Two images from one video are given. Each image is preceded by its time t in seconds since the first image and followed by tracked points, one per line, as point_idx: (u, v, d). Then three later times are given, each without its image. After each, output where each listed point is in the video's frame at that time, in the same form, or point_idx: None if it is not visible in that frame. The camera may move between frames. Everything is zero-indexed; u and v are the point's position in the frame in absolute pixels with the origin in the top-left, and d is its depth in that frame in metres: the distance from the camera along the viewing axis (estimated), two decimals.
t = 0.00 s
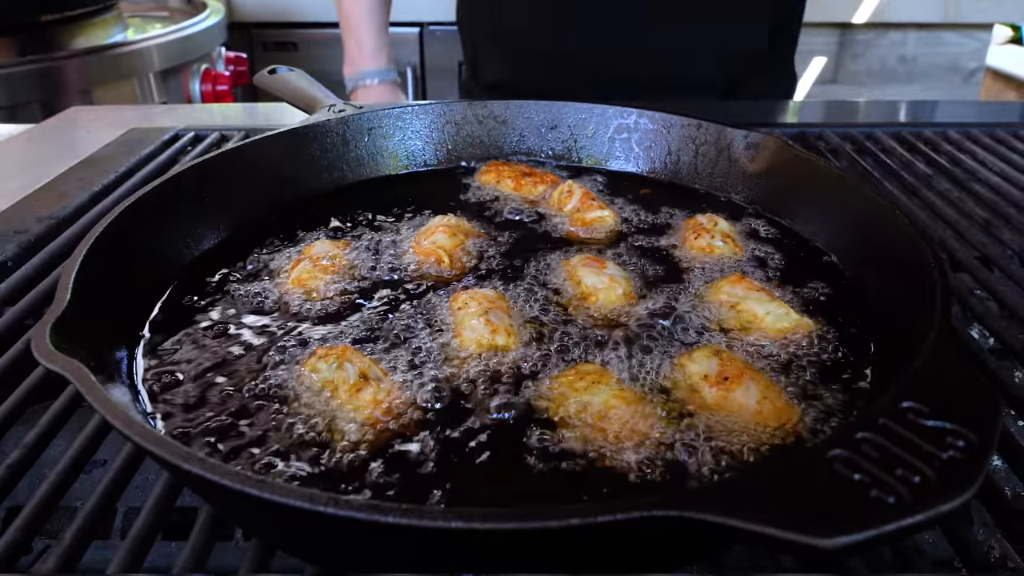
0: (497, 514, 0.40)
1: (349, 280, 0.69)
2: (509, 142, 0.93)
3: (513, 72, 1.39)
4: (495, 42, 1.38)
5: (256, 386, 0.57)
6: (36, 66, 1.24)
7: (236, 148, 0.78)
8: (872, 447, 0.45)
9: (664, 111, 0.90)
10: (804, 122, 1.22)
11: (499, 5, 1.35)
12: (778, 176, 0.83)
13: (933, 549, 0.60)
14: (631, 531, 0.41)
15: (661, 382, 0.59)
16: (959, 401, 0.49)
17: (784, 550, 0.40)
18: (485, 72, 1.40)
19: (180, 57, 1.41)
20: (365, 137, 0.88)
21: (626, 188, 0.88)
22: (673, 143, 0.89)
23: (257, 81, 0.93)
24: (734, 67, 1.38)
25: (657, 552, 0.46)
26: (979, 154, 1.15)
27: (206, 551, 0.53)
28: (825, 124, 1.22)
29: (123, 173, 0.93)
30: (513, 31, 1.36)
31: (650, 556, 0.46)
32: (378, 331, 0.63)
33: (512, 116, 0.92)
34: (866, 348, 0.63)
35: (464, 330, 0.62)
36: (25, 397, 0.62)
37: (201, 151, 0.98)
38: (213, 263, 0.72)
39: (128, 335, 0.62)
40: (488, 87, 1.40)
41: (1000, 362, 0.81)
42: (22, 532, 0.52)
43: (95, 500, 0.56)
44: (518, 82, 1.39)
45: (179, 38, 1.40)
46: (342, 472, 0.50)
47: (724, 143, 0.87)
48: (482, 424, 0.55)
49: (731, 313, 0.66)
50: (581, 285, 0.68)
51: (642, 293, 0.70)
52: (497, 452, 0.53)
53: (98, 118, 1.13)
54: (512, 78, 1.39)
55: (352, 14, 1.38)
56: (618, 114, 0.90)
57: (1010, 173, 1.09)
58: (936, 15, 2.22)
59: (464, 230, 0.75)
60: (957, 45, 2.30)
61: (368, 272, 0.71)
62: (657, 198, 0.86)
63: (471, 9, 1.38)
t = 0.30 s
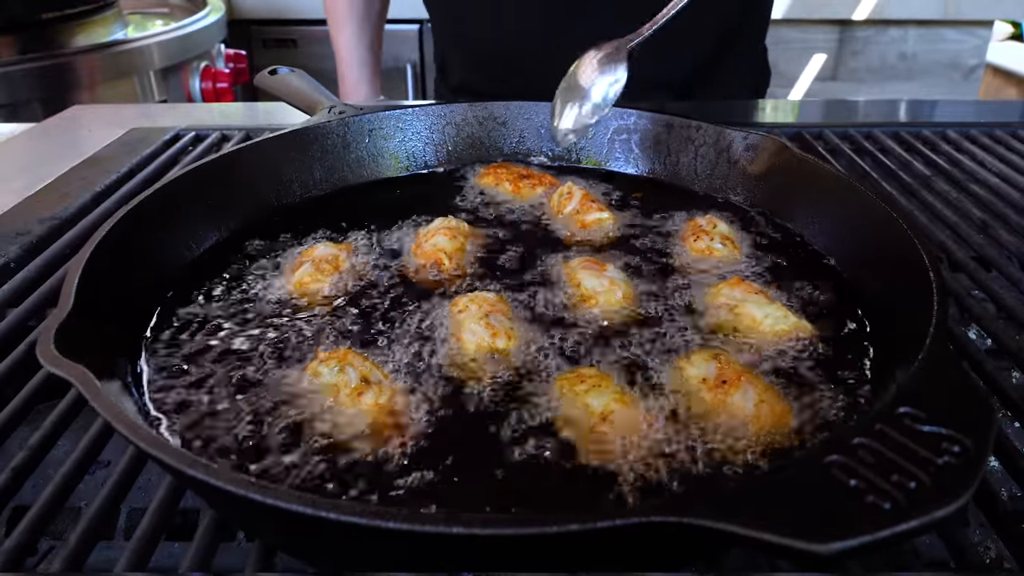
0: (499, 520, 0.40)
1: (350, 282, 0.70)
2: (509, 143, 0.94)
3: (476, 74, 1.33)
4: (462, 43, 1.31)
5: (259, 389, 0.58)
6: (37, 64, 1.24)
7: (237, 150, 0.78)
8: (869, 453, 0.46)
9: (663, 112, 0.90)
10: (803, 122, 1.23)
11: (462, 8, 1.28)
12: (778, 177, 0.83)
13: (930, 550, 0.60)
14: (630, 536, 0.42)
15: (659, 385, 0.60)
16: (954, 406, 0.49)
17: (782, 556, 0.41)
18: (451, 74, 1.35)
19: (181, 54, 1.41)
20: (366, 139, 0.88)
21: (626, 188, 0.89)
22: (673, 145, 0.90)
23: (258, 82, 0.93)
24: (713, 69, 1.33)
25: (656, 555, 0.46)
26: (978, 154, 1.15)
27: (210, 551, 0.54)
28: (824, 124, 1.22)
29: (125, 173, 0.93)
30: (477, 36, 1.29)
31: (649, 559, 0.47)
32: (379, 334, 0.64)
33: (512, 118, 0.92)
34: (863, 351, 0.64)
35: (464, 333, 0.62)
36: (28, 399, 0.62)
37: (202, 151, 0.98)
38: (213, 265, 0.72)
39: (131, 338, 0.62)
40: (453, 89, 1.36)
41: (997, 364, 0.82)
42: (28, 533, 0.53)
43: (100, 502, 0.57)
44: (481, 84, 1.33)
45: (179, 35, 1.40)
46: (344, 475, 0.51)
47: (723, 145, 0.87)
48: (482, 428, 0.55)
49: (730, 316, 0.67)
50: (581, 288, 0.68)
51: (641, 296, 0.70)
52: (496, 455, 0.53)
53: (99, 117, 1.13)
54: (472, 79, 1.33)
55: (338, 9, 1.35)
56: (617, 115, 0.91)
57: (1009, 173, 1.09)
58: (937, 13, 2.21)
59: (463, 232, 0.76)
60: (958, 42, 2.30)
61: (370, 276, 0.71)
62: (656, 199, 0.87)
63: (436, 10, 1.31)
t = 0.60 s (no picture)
0: (499, 525, 0.41)
1: (351, 285, 0.70)
2: (510, 145, 0.94)
3: (466, 73, 1.32)
4: (456, 44, 1.30)
5: (262, 392, 0.58)
6: (38, 63, 1.25)
7: (241, 152, 0.79)
8: (863, 458, 0.47)
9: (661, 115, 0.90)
10: (802, 122, 1.23)
11: (455, 8, 1.28)
12: (775, 180, 0.84)
13: (925, 552, 0.61)
14: (627, 541, 0.42)
15: (658, 388, 0.60)
16: (948, 412, 0.50)
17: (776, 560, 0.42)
18: (442, 71, 1.35)
19: (182, 53, 1.42)
20: (367, 141, 0.88)
21: (625, 190, 0.89)
22: (672, 147, 0.90)
23: (259, 83, 0.93)
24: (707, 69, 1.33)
25: (653, 557, 0.47)
26: (976, 155, 1.16)
27: (215, 551, 0.54)
28: (822, 125, 1.23)
29: (127, 174, 0.94)
30: (469, 36, 1.29)
31: (646, 560, 0.47)
32: (382, 338, 0.65)
33: (512, 120, 0.92)
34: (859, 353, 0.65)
35: (465, 337, 0.63)
36: (34, 401, 0.63)
37: (204, 151, 0.98)
38: (216, 267, 0.73)
39: (135, 341, 0.63)
40: (443, 87, 1.35)
41: (993, 366, 0.82)
42: (36, 535, 0.54)
43: (108, 502, 0.57)
44: (469, 83, 1.32)
45: (180, 34, 1.41)
46: (348, 477, 0.51)
47: (722, 147, 0.88)
48: (483, 430, 0.56)
49: (728, 319, 0.67)
50: (580, 291, 0.69)
51: (639, 299, 0.71)
52: (496, 458, 0.54)
53: (101, 117, 1.13)
54: (466, 78, 1.33)
55: (328, 8, 1.35)
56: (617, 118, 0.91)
57: (1006, 174, 1.10)
58: (936, 10, 2.22)
59: (464, 235, 0.76)
60: (957, 39, 2.30)
61: (371, 279, 0.72)
62: (656, 202, 0.87)
63: (426, 8, 1.30)
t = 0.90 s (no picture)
0: (500, 532, 0.42)
1: (353, 288, 0.71)
2: (510, 146, 0.94)
3: (466, 71, 1.32)
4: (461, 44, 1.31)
5: (265, 396, 0.59)
6: (39, 61, 1.25)
7: (243, 155, 0.79)
8: (858, 464, 0.47)
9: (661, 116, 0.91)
10: (801, 122, 1.23)
11: (455, 5, 1.28)
12: (774, 182, 0.84)
13: (921, 554, 0.62)
14: (626, 545, 0.43)
15: (657, 392, 0.61)
16: (942, 418, 0.51)
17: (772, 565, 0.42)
18: (442, 69, 1.35)
19: (183, 50, 1.42)
20: (368, 142, 0.89)
21: (625, 192, 0.90)
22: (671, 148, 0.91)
23: (260, 84, 0.93)
24: (707, 68, 1.34)
25: (651, 560, 0.48)
26: (974, 155, 1.16)
27: (221, 550, 0.55)
28: (821, 124, 1.23)
29: (129, 175, 0.94)
30: (468, 33, 1.29)
31: (644, 562, 0.48)
32: (383, 341, 0.65)
33: (512, 122, 0.92)
34: (856, 356, 0.65)
35: (465, 340, 0.63)
36: (39, 403, 0.63)
37: (206, 152, 0.99)
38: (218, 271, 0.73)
39: (139, 344, 0.63)
40: (444, 86, 1.35)
41: (989, 368, 0.83)
42: (42, 538, 0.54)
43: (113, 503, 0.58)
44: (470, 81, 1.33)
45: (181, 31, 1.41)
46: (350, 481, 0.52)
47: (721, 149, 0.88)
48: (483, 433, 0.57)
49: (727, 323, 0.68)
50: (580, 294, 0.70)
51: (638, 303, 0.71)
52: (496, 462, 0.54)
53: (103, 116, 1.13)
54: (467, 76, 1.32)
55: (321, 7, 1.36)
56: (616, 119, 0.91)
57: (1004, 174, 1.10)
58: (936, 6, 2.22)
59: (465, 238, 0.77)
60: (957, 35, 2.31)
61: (373, 282, 0.72)
62: (656, 204, 0.88)
63: (426, 7, 1.31)
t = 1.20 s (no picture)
0: (500, 537, 0.43)
1: (355, 291, 0.72)
2: (511, 148, 0.95)
3: (466, 70, 1.33)
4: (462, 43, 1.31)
5: (269, 400, 0.60)
6: (41, 59, 1.25)
7: (245, 158, 0.80)
8: (852, 471, 0.48)
9: (660, 119, 0.91)
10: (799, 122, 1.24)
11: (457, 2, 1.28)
12: (773, 184, 0.85)
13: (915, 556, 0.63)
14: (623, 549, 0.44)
15: (655, 396, 0.62)
16: (936, 424, 0.52)
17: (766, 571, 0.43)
18: (443, 68, 1.35)
19: (183, 48, 1.42)
20: (369, 144, 0.89)
21: (625, 194, 0.91)
22: (671, 151, 0.91)
23: (262, 85, 0.93)
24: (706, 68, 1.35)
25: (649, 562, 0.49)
26: (972, 155, 1.17)
27: (227, 549, 0.56)
28: (820, 124, 1.24)
29: (132, 176, 0.95)
30: (470, 31, 1.30)
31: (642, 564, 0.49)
32: (386, 345, 0.66)
33: (512, 124, 0.93)
34: (853, 360, 0.66)
35: (467, 344, 0.64)
36: (45, 405, 0.64)
37: (208, 153, 0.99)
38: (221, 274, 0.74)
39: (144, 347, 0.64)
40: (446, 85, 1.35)
41: (984, 370, 0.84)
42: (51, 539, 0.55)
43: (120, 505, 0.59)
44: (469, 80, 1.33)
45: (182, 29, 1.41)
46: (353, 485, 0.53)
47: (719, 151, 0.89)
48: (484, 437, 0.58)
49: (724, 326, 0.68)
50: (579, 298, 0.70)
51: (637, 307, 0.72)
52: (497, 465, 0.55)
53: (105, 115, 1.14)
54: (468, 75, 1.33)
55: (322, 7, 1.36)
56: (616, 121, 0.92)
57: (1001, 175, 1.11)
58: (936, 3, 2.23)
59: (465, 241, 0.77)
60: (956, 32, 2.31)
61: (375, 286, 0.73)
62: (655, 206, 0.88)
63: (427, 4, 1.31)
